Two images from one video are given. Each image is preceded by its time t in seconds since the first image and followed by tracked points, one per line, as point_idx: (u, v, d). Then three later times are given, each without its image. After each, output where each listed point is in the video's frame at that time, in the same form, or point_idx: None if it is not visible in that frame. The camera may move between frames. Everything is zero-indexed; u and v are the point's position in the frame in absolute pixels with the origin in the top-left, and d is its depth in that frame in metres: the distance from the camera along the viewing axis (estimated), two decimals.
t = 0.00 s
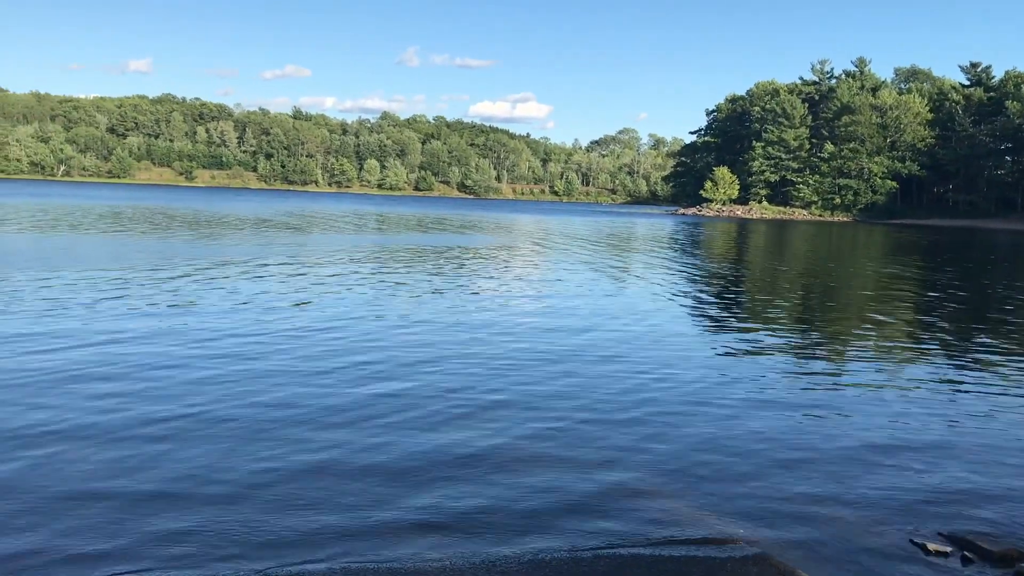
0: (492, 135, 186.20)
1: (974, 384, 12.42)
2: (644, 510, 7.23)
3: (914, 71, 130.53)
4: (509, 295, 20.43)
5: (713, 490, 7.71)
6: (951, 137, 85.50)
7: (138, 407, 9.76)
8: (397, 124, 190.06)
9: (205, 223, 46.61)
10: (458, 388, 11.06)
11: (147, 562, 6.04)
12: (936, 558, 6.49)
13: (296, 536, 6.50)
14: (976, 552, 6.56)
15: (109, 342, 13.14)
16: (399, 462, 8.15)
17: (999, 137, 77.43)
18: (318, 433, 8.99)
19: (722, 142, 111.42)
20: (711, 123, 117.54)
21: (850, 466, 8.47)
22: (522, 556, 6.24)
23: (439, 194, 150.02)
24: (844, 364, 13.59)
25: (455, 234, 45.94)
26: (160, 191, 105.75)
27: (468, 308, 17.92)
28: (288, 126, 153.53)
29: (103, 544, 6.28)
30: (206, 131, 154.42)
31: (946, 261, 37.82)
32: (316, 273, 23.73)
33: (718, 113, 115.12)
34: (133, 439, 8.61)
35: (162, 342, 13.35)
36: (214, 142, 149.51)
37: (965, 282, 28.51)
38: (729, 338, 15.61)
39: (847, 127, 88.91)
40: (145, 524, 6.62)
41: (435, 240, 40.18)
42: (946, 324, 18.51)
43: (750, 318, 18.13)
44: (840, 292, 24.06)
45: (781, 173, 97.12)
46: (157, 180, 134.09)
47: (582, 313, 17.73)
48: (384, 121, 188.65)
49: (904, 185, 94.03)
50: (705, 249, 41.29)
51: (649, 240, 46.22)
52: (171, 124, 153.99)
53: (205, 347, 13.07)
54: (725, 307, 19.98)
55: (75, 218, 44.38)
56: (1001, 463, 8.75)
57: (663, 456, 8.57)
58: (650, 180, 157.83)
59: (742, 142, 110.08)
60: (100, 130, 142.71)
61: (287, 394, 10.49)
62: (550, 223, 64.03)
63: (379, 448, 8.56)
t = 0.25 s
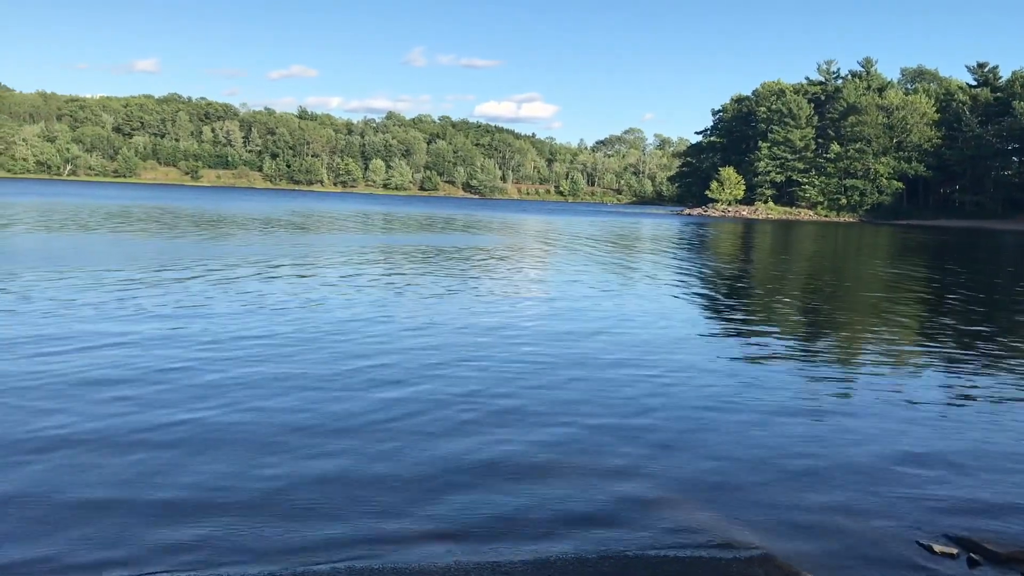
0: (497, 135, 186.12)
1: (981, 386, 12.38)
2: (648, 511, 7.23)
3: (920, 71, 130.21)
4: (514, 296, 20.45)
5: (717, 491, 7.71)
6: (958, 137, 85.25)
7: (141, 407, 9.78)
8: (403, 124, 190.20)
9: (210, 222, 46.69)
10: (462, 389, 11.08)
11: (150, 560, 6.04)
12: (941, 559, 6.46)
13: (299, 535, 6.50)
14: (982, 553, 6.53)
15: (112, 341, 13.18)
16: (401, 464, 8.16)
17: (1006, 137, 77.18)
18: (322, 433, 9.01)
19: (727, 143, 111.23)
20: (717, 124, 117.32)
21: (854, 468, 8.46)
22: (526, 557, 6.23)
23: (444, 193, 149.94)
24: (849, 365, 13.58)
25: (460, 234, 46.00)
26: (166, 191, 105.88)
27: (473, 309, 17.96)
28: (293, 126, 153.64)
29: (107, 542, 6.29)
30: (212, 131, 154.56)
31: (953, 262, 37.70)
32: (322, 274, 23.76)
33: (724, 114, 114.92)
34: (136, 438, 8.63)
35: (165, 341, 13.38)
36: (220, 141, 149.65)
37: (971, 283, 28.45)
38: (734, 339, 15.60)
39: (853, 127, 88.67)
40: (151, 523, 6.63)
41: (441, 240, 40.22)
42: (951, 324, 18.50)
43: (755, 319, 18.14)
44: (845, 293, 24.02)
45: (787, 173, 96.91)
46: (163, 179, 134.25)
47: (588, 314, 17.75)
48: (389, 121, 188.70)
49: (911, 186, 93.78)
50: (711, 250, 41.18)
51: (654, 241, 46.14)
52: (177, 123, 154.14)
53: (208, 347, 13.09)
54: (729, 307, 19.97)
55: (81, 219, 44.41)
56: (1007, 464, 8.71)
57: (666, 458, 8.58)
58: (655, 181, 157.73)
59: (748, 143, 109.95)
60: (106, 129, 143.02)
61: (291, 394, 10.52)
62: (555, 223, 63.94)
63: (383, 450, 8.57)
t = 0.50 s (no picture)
0: (504, 136, 186.16)
1: (989, 387, 12.35)
2: (655, 511, 7.21)
3: (928, 71, 129.89)
4: (521, 296, 20.49)
5: (728, 493, 7.66)
6: (966, 138, 84.99)
7: (149, 407, 9.76)
8: (409, 124, 190.32)
9: (217, 223, 46.69)
10: (468, 389, 11.04)
11: (160, 559, 6.05)
12: (950, 561, 6.44)
13: (310, 536, 6.52)
14: (991, 555, 6.50)
15: (120, 343, 13.19)
16: (409, 463, 8.16)
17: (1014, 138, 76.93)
18: (331, 433, 9.00)
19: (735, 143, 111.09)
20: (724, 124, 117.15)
21: (862, 469, 8.43)
22: (535, 558, 6.22)
23: (451, 194, 150.02)
24: (857, 365, 13.58)
25: (468, 235, 46.01)
26: (174, 191, 106.22)
27: (481, 309, 18.01)
28: (301, 126, 153.89)
29: (118, 544, 6.28)
30: (220, 131, 154.94)
31: (961, 263, 37.63)
32: (330, 274, 23.83)
33: (732, 114, 114.78)
34: (144, 438, 8.62)
35: (172, 342, 13.35)
36: (228, 142, 150.01)
37: (979, 283, 28.40)
38: (741, 339, 15.62)
39: (861, 127, 88.48)
40: (161, 522, 6.65)
41: (448, 241, 40.22)
42: (959, 325, 18.48)
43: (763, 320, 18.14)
44: (853, 293, 24.01)
45: (794, 174, 96.74)
46: (171, 179, 134.61)
47: (595, 314, 17.79)
48: (397, 122, 188.90)
49: (919, 187, 93.56)
50: (718, 251, 41.16)
51: (661, 241, 46.12)
52: (185, 124, 154.54)
53: (215, 347, 13.09)
54: (735, 308, 19.97)
55: (90, 219, 44.58)
56: (1016, 467, 8.68)
57: (674, 458, 8.56)
58: (662, 181, 157.53)
59: (756, 143, 109.71)
60: (115, 129, 143.42)
61: (298, 395, 10.51)
62: (563, 223, 63.93)
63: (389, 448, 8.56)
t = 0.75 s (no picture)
0: (513, 137, 186.18)
1: (1001, 390, 12.30)
2: (664, 514, 7.22)
3: (938, 72, 129.44)
4: (531, 298, 20.51)
5: (737, 496, 7.67)
6: (976, 139, 84.64)
7: (160, 412, 9.82)
8: (418, 126, 190.52)
9: (228, 225, 46.85)
10: (477, 393, 11.06)
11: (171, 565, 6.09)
12: (960, 563, 6.41)
13: (319, 540, 6.55)
14: (1002, 558, 6.48)
15: (131, 346, 13.25)
16: (419, 468, 8.18)
17: None
18: (341, 438, 9.03)
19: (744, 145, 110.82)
20: (733, 125, 116.92)
21: (872, 471, 8.42)
22: (544, 560, 6.23)
23: (460, 195, 150.03)
24: (867, 367, 13.56)
25: (477, 236, 46.03)
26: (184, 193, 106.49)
27: (491, 312, 18.05)
28: (310, 128, 154.13)
29: (129, 549, 6.32)
30: (229, 133, 155.27)
31: (971, 264, 37.48)
32: (339, 277, 23.86)
33: (741, 115, 114.54)
34: (155, 444, 8.66)
35: (182, 346, 13.42)
36: (237, 144, 150.32)
37: (989, 285, 28.29)
38: (751, 342, 15.62)
39: (871, 129, 88.19)
40: (171, 528, 6.68)
41: (457, 243, 40.28)
42: (969, 327, 18.43)
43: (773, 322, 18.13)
44: (863, 295, 23.96)
45: (803, 175, 96.42)
46: (181, 181, 134.91)
47: (605, 317, 17.79)
48: (406, 124, 189.12)
49: (928, 188, 93.21)
50: (726, 253, 41.05)
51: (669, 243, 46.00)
52: (194, 126, 154.95)
53: (225, 351, 13.14)
54: (745, 311, 19.93)
55: (100, 221, 44.67)
56: None
57: (683, 462, 8.58)
58: (671, 182, 157.30)
59: (765, 145, 109.49)
60: (125, 132, 144.04)
61: (309, 400, 10.55)
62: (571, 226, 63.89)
63: (399, 453, 8.59)
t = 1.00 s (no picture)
0: (526, 140, 186.27)
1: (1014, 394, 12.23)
2: (673, 514, 7.20)
3: (953, 75, 128.89)
4: (543, 301, 20.55)
5: (746, 496, 7.64)
6: (991, 142, 84.20)
7: (170, 406, 9.85)
8: (431, 129, 190.90)
9: (241, 227, 46.98)
10: (486, 390, 11.06)
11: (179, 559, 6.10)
12: (975, 569, 6.37)
13: (327, 538, 6.55)
14: (1017, 564, 6.42)
15: (142, 343, 13.29)
16: (427, 464, 8.19)
17: None
18: (350, 434, 9.05)
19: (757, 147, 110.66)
20: (747, 128, 116.69)
21: (884, 475, 8.37)
22: (555, 563, 6.21)
23: (473, 199, 150.25)
24: (882, 371, 13.51)
25: (489, 239, 45.97)
26: (198, 197, 107.09)
27: (503, 313, 18.10)
28: (323, 131, 154.65)
29: (138, 543, 6.34)
30: (243, 137, 155.96)
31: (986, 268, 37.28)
32: (352, 279, 23.98)
33: (754, 118, 114.28)
34: (164, 437, 8.69)
35: (193, 343, 13.44)
36: (251, 147, 151.01)
37: (1003, 289, 28.17)
38: (763, 344, 15.62)
39: (884, 132, 87.87)
40: (185, 522, 6.71)
41: (469, 246, 40.22)
42: (984, 331, 18.34)
43: (785, 325, 18.12)
44: (876, 299, 23.87)
45: (817, 178, 96.12)
46: (195, 185, 135.65)
47: (618, 319, 17.81)
48: (419, 127, 189.54)
49: (943, 191, 92.77)
50: (740, 256, 41.00)
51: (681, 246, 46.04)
52: (208, 129, 155.72)
53: (236, 348, 13.16)
54: (756, 314, 19.83)
55: (115, 224, 45.02)
56: None
57: (693, 461, 8.55)
58: (684, 186, 156.83)
59: (778, 147, 109.10)
60: (139, 135, 144.86)
61: (321, 395, 10.60)
62: (583, 228, 63.89)
63: (408, 449, 8.60)
